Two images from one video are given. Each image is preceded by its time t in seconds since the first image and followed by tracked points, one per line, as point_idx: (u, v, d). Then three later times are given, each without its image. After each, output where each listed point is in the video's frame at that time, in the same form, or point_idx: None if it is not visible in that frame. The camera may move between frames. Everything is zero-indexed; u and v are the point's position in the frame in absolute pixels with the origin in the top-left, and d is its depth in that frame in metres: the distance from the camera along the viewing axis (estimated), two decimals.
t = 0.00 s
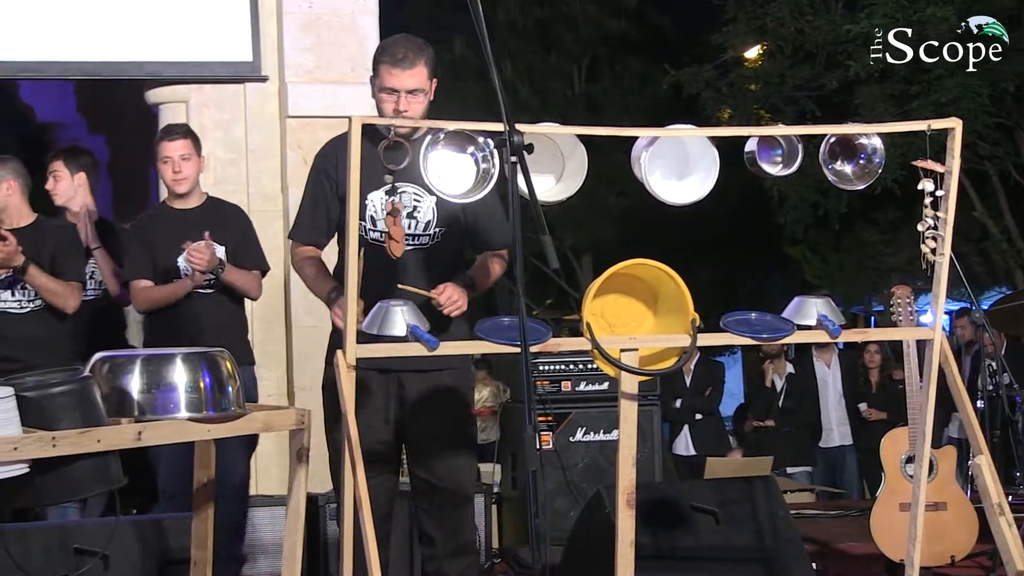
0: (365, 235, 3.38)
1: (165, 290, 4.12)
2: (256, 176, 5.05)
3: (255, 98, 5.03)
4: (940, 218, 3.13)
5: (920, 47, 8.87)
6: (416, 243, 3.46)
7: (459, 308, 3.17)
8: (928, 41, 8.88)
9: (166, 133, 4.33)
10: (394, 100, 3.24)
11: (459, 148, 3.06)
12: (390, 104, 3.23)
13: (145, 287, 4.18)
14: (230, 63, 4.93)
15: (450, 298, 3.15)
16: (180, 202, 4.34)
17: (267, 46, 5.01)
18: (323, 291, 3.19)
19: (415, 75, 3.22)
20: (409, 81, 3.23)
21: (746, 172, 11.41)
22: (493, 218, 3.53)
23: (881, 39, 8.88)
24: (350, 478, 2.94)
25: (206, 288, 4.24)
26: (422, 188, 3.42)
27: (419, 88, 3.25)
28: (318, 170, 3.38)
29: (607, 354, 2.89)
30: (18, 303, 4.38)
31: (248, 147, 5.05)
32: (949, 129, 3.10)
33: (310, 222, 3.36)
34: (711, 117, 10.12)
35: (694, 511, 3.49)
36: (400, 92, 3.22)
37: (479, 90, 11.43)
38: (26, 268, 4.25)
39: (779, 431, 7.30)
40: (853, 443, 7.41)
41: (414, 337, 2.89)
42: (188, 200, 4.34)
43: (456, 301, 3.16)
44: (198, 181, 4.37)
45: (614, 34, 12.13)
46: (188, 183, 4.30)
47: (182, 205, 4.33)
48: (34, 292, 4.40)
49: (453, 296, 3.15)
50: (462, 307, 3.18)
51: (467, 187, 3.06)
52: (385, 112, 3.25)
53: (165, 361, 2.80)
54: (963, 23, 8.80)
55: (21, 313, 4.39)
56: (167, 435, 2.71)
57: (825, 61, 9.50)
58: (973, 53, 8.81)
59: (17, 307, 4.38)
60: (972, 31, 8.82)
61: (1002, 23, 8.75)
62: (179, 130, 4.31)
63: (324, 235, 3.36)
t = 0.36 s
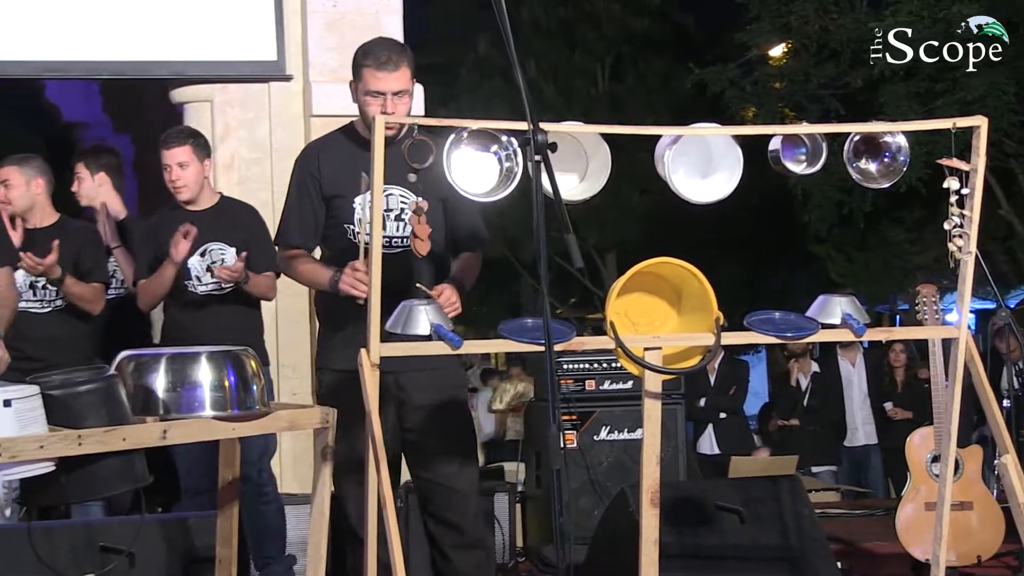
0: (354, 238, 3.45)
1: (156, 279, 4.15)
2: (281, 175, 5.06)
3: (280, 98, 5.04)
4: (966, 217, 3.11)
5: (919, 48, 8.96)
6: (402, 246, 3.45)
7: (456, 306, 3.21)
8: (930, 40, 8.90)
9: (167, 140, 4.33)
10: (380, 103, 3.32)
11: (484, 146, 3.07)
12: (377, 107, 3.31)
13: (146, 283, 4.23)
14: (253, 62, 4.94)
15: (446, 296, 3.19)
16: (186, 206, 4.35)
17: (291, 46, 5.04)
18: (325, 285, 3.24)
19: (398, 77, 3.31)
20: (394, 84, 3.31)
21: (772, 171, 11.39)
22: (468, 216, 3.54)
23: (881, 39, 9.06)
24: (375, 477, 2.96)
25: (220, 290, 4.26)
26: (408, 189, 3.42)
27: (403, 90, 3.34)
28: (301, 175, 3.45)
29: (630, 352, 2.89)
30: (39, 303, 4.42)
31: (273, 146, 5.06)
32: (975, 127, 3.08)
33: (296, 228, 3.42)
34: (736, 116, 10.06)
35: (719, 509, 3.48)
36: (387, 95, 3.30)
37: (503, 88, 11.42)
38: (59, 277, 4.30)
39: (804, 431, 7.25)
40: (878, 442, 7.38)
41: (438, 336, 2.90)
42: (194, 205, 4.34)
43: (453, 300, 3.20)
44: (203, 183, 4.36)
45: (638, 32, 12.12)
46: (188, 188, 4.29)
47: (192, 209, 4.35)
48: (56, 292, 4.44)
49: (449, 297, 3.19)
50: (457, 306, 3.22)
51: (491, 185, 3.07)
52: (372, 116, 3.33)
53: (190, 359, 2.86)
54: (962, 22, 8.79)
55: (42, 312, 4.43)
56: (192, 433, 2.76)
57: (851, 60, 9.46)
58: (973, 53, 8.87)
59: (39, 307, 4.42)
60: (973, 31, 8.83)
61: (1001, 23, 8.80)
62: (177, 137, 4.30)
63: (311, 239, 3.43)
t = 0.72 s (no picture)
0: (367, 237, 3.51)
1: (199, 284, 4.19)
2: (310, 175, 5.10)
3: (309, 97, 5.06)
4: (997, 215, 3.09)
5: (921, 48, 8.91)
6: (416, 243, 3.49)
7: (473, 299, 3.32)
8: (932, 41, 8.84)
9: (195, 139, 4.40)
10: (390, 102, 3.39)
11: (514, 145, 3.08)
12: (387, 107, 3.39)
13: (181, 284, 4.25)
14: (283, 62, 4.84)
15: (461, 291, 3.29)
16: (217, 205, 4.40)
17: (321, 44, 5.05)
18: (347, 300, 3.26)
19: (407, 77, 3.35)
20: (403, 83, 3.36)
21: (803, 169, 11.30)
22: (479, 213, 3.56)
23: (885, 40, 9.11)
24: (404, 476, 2.98)
25: (252, 286, 4.28)
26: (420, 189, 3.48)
27: (414, 88, 3.39)
28: (312, 175, 3.50)
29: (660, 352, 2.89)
30: (73, 303, 4.46)
31: (302, 145, 5.10)
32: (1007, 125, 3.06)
33: (307, 228, 3.49)
34: (765, 115, 9.97)
35: (749, 509, 3.46)
36: (397, 95, 3.37)
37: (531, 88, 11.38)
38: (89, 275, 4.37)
39: (833, 430, 7.24)
40: (909, 442, 7.34)
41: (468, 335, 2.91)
42: (226, 203, 4.40)
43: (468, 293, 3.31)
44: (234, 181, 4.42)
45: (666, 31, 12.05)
46: (218, 186, 4.34)
47: (223, 208, 4.40)
48: (89, 292, 4.47)
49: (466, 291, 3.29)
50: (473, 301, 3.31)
51: (520, 184, 3.08)
52: (383, 115, 3.41)
53: (220, 358, 2.88)
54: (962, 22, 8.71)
55: (76, 312, 4.47)
56: (224, 431, 2.81)
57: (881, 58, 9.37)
58: (974, 53, 8.75)
59: (72, 307, 4.46)
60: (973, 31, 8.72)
61: (1002, 23, 8.65)
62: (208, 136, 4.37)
63: (323, 239, 3.50)
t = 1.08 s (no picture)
0: (395, 236, 3.52)
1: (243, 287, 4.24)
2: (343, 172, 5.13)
3: (342, 95, 5.09)
4: None
5: (919, 47, 9.01)
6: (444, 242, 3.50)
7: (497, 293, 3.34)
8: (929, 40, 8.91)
9: (228, 138, 4.45)
10: (419, 103, 3.41)
11: (545, 143, 3.09)
12: (416, 108, 3.41)
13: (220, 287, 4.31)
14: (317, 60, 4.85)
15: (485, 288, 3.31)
16: (248, 204, 4.45)
17: (352, 42, 5.07)
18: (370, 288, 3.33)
19: (436, 78, 3.38)
20: (432, 84, 3.38)
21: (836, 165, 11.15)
22: (505, 213, 3.57)
23: (882, 39, 9.19)
24: (437, 474, 2.99)
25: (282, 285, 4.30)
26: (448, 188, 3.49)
27: (442, 90, 3.41)
28: (339, 174, 3.52)
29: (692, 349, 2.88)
30: (109, 301, 4.51)
31: (334, 143, 5.12)
32: None
33: (336, 228, 3.51)
34: (797, 112, 9.86)
35: (782, 507, 3.46)
36: (426, 96, 3.39)
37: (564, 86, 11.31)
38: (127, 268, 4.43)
39: (865, 428, 7.14)
40: (944, 440, 7.30)
41: (499, 332, 2.93)
42: (256, 202, 4.45)
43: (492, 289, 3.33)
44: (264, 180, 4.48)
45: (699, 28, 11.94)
46: (251, 184, 4.40)
47: (251, 207, 4.45)
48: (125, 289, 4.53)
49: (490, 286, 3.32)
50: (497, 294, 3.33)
51: (551, 182, 3.09)
52: (411, 116, 3.42)
53: (252, 355, 2.92)
54: (961, 22, 8.64)
55: (112, 310, 4.52)
56: (255, 430, 2.83)
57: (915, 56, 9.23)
58: (972, 53, 8.65)
59: (108, 304, 4.51)
60: (973, 30, 8.64)
61: (1001, 22, 8.57)
62: (240, 135, 4.42)
63: (349, 238, 3.52)
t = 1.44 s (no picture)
0: (430, 235, 3.54)
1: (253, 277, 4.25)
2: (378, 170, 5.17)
3: (375, 95, 5.13)
4: None
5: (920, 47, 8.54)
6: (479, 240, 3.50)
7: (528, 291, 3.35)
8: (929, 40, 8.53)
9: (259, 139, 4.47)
10: (451, 100, 3.43)
11: (578, 142, 3.10)
12: (448, 105, 3.43)
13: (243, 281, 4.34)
14: (349, 58, 4.82)
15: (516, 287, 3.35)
16: (278, 205, 4.48)
17: (386, 42, 5.12)
18: (409, 299, 3.31)
19: (468, 75, 3.40)
20: (464, 81, 3.41)
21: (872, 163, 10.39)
22: (538, 211, 3.59)
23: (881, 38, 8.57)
24: (471, 472, 3.01)
25: (312, 284, 4.35)
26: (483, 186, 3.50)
27: (474, 87, 3.43)
28: (373, 174, 3.55)
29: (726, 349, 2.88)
30: (146, 299, 4.57)
31: (368, 142, 5.15)
32: None
33: (371, 227, 3.53)
34: (832, 111, 8.98)
35: (817, 506, 3.44)
36: (458, 93, 3.42)
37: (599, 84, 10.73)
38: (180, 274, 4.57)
39: (900, 428, 7.10)
40: (981, 440, 7.30)
41: (533, 331, 2.95)
42: (285, 204, 4.48)
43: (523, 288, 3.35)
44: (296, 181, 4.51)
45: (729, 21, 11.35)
46: (283, 185, 4.42)
47: (282, 207, 4.48)
48: (162, 287, 4.59)
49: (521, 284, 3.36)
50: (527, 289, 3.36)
51: (585, 179, 3.10)
52: (444, 113, 3.45)
53: (287, 354, 2.95)
54: (962, 22, 8.40)
55: (149, 309, 4.58)
56: (291, 428, 2.87)
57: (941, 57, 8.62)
58: (973, 53, 8.38)
59: (144, 303, 4.56)
60: (973, 31, 8.38)
61: (1002, 22, 8.27)
62: (271, 135, 4.45)
63: (384, 237, 3.54)
